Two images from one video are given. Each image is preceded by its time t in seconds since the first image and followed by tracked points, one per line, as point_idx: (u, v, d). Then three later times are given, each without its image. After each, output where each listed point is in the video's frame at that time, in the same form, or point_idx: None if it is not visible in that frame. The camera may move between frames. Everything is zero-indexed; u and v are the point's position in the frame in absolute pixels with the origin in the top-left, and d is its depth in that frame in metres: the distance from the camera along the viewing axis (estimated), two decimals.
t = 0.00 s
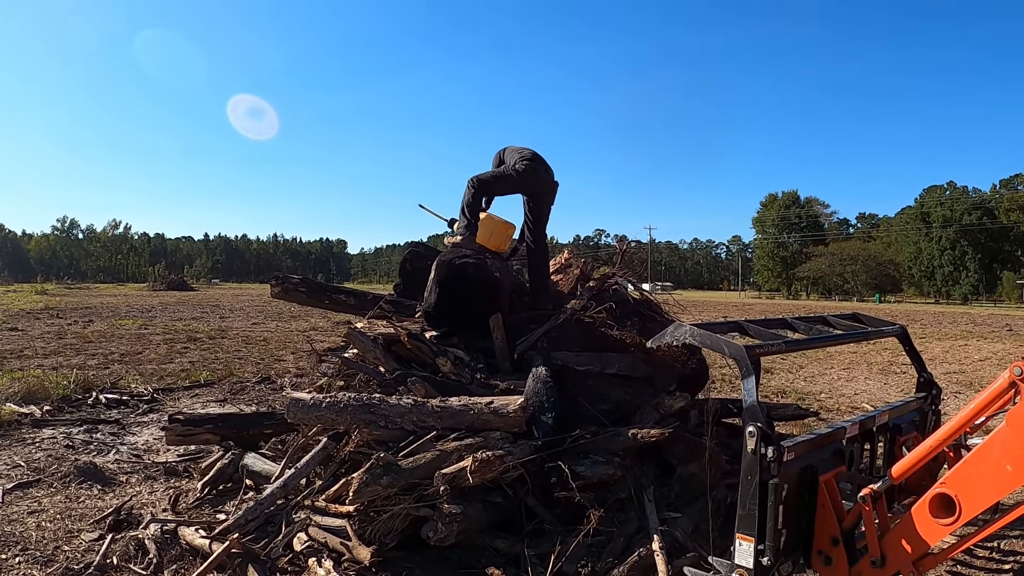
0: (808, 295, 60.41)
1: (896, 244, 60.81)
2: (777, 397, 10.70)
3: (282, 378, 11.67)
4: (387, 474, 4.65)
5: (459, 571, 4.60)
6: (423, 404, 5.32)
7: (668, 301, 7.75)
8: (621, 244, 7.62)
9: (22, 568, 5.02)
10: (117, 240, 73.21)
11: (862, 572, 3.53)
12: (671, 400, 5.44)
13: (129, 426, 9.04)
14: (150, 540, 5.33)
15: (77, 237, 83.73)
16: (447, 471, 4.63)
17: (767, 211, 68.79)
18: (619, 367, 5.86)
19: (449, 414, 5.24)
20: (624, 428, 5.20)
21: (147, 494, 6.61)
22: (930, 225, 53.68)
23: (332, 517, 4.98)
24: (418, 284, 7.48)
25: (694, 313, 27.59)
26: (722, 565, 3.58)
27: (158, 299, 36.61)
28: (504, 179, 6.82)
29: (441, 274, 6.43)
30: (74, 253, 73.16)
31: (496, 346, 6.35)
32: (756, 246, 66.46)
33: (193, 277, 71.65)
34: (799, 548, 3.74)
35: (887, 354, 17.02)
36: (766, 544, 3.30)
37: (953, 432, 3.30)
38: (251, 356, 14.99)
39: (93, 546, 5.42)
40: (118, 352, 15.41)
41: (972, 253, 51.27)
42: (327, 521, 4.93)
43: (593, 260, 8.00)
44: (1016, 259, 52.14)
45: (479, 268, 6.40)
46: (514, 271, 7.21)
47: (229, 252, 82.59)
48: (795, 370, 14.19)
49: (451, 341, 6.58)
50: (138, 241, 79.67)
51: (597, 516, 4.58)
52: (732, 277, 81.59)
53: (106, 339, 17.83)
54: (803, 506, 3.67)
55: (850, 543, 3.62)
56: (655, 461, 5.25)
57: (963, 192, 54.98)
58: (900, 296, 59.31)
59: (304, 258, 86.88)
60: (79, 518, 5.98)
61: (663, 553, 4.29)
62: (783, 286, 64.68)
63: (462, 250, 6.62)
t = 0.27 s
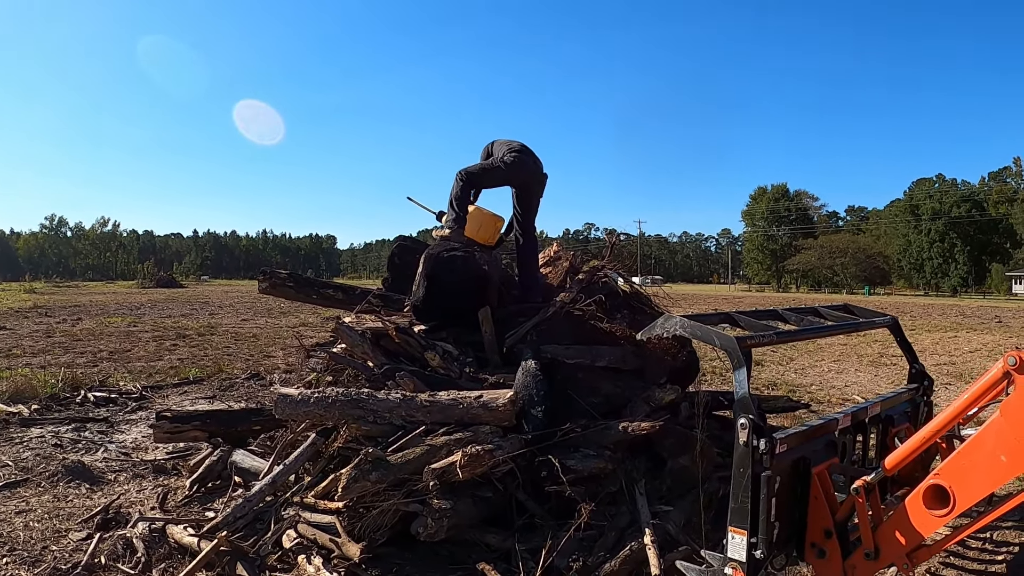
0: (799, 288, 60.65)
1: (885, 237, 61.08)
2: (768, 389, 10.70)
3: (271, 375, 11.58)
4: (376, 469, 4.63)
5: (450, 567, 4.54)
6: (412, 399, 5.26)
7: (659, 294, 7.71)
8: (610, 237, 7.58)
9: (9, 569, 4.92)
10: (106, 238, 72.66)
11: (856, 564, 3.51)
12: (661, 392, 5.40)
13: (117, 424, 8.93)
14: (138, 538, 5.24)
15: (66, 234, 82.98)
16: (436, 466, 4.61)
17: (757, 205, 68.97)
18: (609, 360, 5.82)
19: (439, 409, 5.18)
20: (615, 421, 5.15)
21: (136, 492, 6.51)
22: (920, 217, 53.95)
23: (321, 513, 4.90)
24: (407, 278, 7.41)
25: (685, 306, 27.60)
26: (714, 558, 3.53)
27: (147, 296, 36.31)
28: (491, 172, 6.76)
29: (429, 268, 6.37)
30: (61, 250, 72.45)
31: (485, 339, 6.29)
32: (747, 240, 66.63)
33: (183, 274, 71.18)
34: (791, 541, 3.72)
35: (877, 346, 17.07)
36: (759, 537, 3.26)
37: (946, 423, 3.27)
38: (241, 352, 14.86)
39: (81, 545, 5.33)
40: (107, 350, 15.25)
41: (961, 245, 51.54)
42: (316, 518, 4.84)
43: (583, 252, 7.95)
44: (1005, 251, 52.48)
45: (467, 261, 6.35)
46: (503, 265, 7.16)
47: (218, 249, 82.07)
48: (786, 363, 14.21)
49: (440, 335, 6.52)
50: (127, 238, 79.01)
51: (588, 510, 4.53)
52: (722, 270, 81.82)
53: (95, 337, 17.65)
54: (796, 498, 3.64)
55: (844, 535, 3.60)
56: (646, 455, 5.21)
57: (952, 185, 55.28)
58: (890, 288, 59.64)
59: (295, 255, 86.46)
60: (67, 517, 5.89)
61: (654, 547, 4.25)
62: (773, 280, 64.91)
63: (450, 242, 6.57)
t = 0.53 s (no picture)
0: (789, 282, 60.99)
1: (874, 230, 61.49)
2: (760, 382, 10.75)
3: (263, 374, 11.52)
4: (371, 466, 4.58)
5: (446, 564, 4.53)
6: (406, 396, 5.24)
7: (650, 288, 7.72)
8: (601, 232, 7.57)
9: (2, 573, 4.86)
10: (94, 238, 72.10)
11: (852, 554, 3.53)
12: (654, 386, 5.41)
13: (109, 426, 8.85)
14: (133, 540, 5.19)
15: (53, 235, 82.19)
16: (431, 463, 4.56)
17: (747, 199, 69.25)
18: (602, 354, 5.81)
19: (433, 405, 5.16)
20: (609, 415, 5.15)
21: (129, 493, 6.46)
22: (907, 210, 54.34)
23: (317, 512, 4.86)
24: (398, 275, 7.36)
25: (675, 301, 27.70)
26: (711, 550, 3.53)
27: (136, 297, 36.07)
28: (482, 169, 6.72)
29: (420, 265, 6.33)
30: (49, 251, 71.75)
31: (478, 335, 6.27)
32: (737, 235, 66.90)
33: (173, 274, 70.69)
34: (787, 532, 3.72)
35: (866, 338, 17.20)
36: (756, 529, 3.26)
37: (940, 413, 3.28)
38: (232, 352, 14.77)
39: (76, 548, 5.28)
40: (96, 352, 15.11)
41: (949, 238, 51.96)
42: (311, 517, 4.81)
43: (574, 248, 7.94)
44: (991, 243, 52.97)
45: (460, 257, 6.31)
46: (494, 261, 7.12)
47: (208, 248, 81.57)
48: (776, 356, 14.28)
49: (432, 331, 6.49)
50: (115, 239, 78.38)
51: (584, 505, 4.53)
52: (712, 265, 82.18)
53: (84, 338, 17.50)
54: (792, 490, 3.64)
55: (840, 525, 3.61)
56: (641, 448, 5.17)
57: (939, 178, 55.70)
58: (879, 281, 60.07)
59: (285, 254, 86.05)
60: (60, 520, 5.82)
61: (650, 540, 4.24)
62: (762, 274, 65.23)
63: (441, 239, 6.53)
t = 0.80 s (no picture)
0: (784, 275, 61.14)
1: (868, 222, 61.66)
2: (758, 374, 10.78)
3: (262, 374, 11.49)
4: (376, 464, 4.57)
5: (453, 560, 4.53)
6: (409, 393, 5.22)
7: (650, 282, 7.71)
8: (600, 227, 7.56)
9: None
10: (87, 241, 71.79)
11: (859, 543, 3.54)
12: (656, 379, 5.41)
13: (109, 428, 8.81)
14: (137, 542, 5.17)
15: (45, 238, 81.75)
16: (436, 459, 4.55)
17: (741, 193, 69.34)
18: (604, 348, 5.82)
19: (436, 402, 5.15)
20: (612, 409, 5.15)
21: (131, 496, 6.43)
22: (901, 202, 54.49)
23: (322, 511, 4.85)
24: (397, 273, 7.33)
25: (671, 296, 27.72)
26: (720, 542, 3.53)
27: (130, 299, 35.94)
28: (481, 167, 6.72)
29: (421, 261, 6.31)
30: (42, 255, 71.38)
31: (479, 331, 6.27)
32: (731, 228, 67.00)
33: (167, 276, 70.44)
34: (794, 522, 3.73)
35: (862, 330, 17.25)
36: (765, 519, 3.27)
37: (945, 401, 3.29)
38: (229, 352, 14.73)
39: (80, 551, 5.26)
40: (93, 354, 15.05)
41: (943, 229, 52.17)
42: (316, 516, 4.80)
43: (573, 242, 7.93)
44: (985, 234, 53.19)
45: (460, 253, 6.30)
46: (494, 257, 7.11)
47: (202, 249, 81.29)
48: (774, 348, 14.32)
49: (433, 328, 6.48)
50: (109, 241, 78.03)
51: (590, 499, 4.53)
52: (707, 259, 82.34)
53: (80, 341, 17.42)
54: (798, 480, 3.64)
55: (846, 514, 3.62)
56: (644, 441, 5.19)
57: (933, 169, 55.86)
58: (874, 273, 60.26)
59: (280, 253, 85.83)
60: (63, 524, 5.80)
61: (657, 533, 4.25)
62: (757, 267, 65.37)
63: (441, 235, 6.51)
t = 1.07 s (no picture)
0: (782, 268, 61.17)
1: (865, 215, 61.70)
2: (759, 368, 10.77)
3: (261, 373, 11.46)
4: (380, 462, 4.55)
5: (458, 557, 4.51)
6: (412, 390, 5.20)
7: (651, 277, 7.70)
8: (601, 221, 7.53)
9: None
10: (84, 243, 71.65)
11: (867, 534, 3.53)
12: (659, 373, 5.40)
13: (109, 430, 8.78)
14: (140, 544, 5.14)
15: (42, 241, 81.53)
16: (441, 456, 4.53)
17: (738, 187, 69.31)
18: (606, 343, 5.81)
19: (439, 399, 5.12)
20: (616, 403, 5.13)
21: (134, 497, 6.41)
22: (898, 194, 54.51)
23: (326, 510, 4.84)
24: (397, 270, 7.32)
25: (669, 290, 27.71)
26: (727, 535, 3.52)
27: (128, 300, 35.87)
28: (481, 164, 6.72)
29: (422, 258, 6.28)
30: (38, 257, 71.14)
31: (481, 327, 6.25)
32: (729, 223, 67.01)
33: (165, 277, 70.31)
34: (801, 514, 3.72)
35: (862, 322, 17.25)
36: (773, 512, 3.26)
37: (951, 391, 3.28)
38: (229, 352, 14.69)
39: (83, 554, 5.24)
40: (92, 356, 15.01)
41: (940, 220, 52.23)
42: (321, 515, 4.78)
43: (573, 238, 7.92)
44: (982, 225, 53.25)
45: (461, 250, 6.27)
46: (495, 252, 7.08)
47: (199, 250, 81.14)
48: (774, 341, 14.32)
49: (435, 325, 6.47)
50: (105, 243, 77.83)
51: (596, 494, 4.52)
52: (705, 253, 82.37)
53: (79, 343, 17.38)
54: (805, 472, 3.63)
55: (854, 506, 3.61)
56: (648, 436, 5.16)
57: (929, 160, 55.88)
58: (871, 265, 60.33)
59: (277, 253, 85.69)
60: (66, 527, 5.78)
61: (663, 527, 4.24)
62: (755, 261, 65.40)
63: (442, 231, 6.47)
